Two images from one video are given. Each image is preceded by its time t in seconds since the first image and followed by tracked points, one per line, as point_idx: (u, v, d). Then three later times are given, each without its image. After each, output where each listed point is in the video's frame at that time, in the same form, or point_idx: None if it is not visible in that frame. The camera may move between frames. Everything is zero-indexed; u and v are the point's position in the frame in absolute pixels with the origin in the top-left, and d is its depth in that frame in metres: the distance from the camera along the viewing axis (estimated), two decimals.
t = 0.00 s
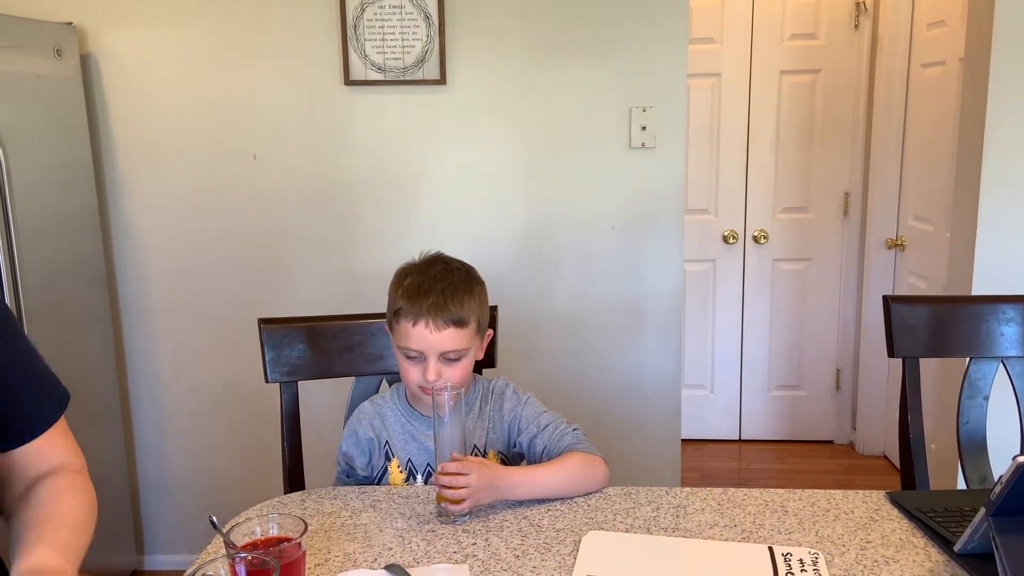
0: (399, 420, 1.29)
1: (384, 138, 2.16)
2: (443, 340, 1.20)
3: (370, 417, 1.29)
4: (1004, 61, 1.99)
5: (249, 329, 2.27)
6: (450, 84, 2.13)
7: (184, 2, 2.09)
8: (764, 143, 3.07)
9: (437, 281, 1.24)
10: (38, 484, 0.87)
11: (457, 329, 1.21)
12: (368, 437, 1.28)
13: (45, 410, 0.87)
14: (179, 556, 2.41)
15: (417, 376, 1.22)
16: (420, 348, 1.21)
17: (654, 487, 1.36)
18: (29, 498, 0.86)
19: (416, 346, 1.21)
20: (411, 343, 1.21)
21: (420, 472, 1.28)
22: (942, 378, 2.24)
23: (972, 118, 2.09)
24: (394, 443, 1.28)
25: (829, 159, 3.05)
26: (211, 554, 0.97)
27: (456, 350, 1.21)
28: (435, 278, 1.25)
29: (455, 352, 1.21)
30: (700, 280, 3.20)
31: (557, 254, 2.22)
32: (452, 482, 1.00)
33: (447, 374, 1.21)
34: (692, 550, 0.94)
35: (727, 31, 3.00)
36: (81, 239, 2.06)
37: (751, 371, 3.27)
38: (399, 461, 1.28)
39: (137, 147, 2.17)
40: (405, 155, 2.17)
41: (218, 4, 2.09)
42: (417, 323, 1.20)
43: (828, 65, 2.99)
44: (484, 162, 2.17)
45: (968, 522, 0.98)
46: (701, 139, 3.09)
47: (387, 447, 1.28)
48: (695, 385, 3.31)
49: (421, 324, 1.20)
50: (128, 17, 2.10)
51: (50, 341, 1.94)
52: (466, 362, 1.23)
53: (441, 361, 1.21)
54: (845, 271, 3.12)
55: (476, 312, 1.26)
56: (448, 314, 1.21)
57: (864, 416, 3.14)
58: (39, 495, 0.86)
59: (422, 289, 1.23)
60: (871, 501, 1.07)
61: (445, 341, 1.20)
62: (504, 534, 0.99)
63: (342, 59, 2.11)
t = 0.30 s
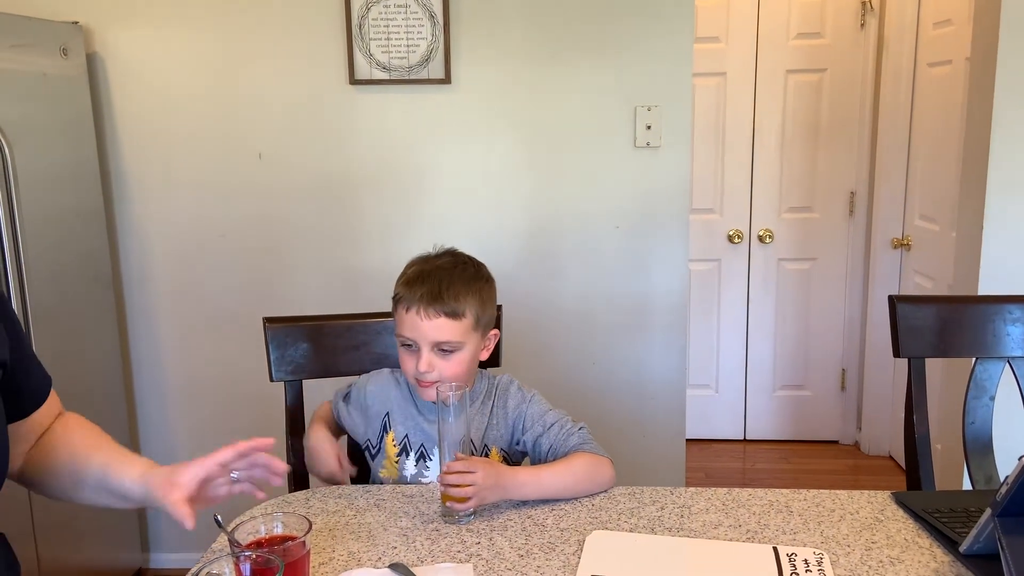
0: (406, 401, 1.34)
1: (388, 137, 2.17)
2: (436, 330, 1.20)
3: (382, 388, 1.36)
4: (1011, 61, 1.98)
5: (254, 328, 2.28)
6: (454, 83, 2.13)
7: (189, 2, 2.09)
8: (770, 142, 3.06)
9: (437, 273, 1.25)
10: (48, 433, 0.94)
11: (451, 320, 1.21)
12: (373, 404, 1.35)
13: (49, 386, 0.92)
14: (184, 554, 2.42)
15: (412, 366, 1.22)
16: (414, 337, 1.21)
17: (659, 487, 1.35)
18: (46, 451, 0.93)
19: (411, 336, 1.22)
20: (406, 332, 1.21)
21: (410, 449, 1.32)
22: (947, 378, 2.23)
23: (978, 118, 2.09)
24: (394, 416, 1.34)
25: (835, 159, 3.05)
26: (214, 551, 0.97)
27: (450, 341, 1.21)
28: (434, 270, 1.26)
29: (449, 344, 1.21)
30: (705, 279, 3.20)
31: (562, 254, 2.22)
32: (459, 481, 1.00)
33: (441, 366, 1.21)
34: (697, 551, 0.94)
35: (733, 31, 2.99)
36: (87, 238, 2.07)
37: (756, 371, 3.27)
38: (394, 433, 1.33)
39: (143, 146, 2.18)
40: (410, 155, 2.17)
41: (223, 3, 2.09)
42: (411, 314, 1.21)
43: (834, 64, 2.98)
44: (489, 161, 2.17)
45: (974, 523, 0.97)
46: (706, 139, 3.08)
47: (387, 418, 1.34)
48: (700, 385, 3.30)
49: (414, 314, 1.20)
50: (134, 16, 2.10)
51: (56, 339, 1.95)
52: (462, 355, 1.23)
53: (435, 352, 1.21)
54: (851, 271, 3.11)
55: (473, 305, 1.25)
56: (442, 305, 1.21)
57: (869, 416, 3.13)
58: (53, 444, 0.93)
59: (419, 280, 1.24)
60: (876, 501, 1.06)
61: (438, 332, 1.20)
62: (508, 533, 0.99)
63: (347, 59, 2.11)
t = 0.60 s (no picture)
0: (407, 406, 1.28)
1: (390, 136, 2.17)
2: (432, 323, 1.20)
3: (379, 394, 1.29)
4: (1014, 61, 1.97)
5: (256, 327, 2.28)
6: (456, 83, 2.13)
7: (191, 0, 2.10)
8: (772, 142, 3.06)
9: (436, 268, 1.25)
10: (76, 439, 1.00)
11: (447, 315, 1.21)
12: (371, 413, 1.28)
13: (62, 391, 1.00)
14: (186, 553, 2.42)
15: (407, 360, 1.21)
16: (410, 331, 1.21)
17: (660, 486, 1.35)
18: (71, 456, 0.98)
19: (407, 329, 1.21)
20: (402, 326, 1.21)
21: (418, 456, 1.27)
22: (949, 378, 2.23)
23: (981, 117, 2.08)
24: (395, 423, 1.28)
25: (837, 158, 3.04)
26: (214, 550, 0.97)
27: (445, 336, 1.21)
28: (434, 265, 1.26)
29: (444, 338, 1.20)
30: (706, 279, 3.20)
31: (563, 253, 2.22)
32: (469, 484, 0.99)
33: (435, 361, 1.20)
34: (701, 551, 0.94)
35: (735, 30, 2.99)
36: (89, 237, 2.07)
37: (758, 371, 3.26)
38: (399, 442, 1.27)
39: (145, 145, 2.18)
40: (412, 154, 2.17)
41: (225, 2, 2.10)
42: (408, 306, 1.21)
43: (836, 63, 2.98)
44: (491, 161, 2.17)
45: (976, 523, 0.97)
46: (708, 139, 3.08)
47: (388, 427, 1.28)
48: (702, 385, 3.30)
49: (411, 306, 1.20)
50: (136, 15, 2.10)
51: (57, 339, 1.95)
52: (457, 351, 1.22)
53: (430, 347, 1.20)
54: (853, 271, 3.11)
55: (471, 301, 1.25)
56: (440, 299, 1.21)
57: (871, 416, 3.13)
58: (77, 447, 0.99)
59: (418, 273, 1.24)
60: (878, 501, 1.06)
61: (434, 326, 1.20)
62: (509, 532, 0.99)
63: (349, 58, 2.11)
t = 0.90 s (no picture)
0: (406, 417, 1.28)
1: (389, 136, 2.17)
2: (430, 327, 1.20)
3: (378, 405, 1.28)
4: (1013, 60, 1.97)
5: (255, 327, 2.28)
6: (455, 82, 2.13)
7: None
8: (771, 142, 3.06)
9: (436, 271, 1.25)
10: (92, 435, 1.00)
11: (446, 318, 1.21)
12: (368, 425, 1.26)
13: (77, 389, 1.00)
14: (186, 553, 2.42)
15: (403, 365, 1.21)
16: (408, 334, 1.21)
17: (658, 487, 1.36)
18: (87, 452, 0.98)
19: (405, 333, 1.21)
20: (400, 329, 1.21)
21: (415, 466, 1.27)
22: (948, 378, 2.23)
23: (980, 117, 2.08)
24: (392, 436, 1.27)
25: (836, 158, 3.04)
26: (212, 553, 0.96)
27: (443, 341, 1.20)
28: (433, 267, 1.26)
29: (442, 343, 1.20)
30: (705, 279, 3.20)
31: (563, 254, 2.22)
32: (468, 485, 0.99)
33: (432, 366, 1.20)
34: (700, 552, 0.94)
35: (734, 31, 2.99)
36: (88, 236, 2.07)
37: (757, 371, 3.27)
38: (395, 454, 1.27)
39: (144, 145, 2.18)
40: (412, 154, 2.17)
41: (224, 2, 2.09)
42: (407, 309, 1.21)
43: (836, 63, 2.98)
44: (490, 160, 2.17)
45: (975, 523, 0.97)
46: (706, 139, 3.08)
47: (384, 439, 1.27)
48: (701, 385, 3.31)
49: (410, 309, 1.20)
50: (135, 15, 2.10)
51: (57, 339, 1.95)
52: (455, 356, 1.22)
53: (427, 351, 1.20)
54: (852, 271, 3.11)
55: (470, 305, 1.25)
56: (439, 302, 1.21)
57: (870, 416, 3.13)
58: (93, 443, 0.99)
59: (417, 276, 1.24)
60: (877, 501, 1.06)
61: (433, 329, 1.20)
62: (509, 533, 0.99)
63: (348, 58, 2.11)
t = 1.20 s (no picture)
0: (401, 417, 1.27)
1: (386, 136, 2.16)
2: (430, 331, 1.19)
3: (374, 405, 1.28)
4: (1010, 60, 1.98)
5: (252, 327, 2.28)
6: (453, 82, 2.13)
7: None
8: (769, 143, 3.06)
9: (436, 274, 1.25)
10: (124, 421, 1.03)
11: (446, 323, 1.21)
12: (363, 425, 1.27)
13: (111, 379, 1.02)
14: (183, 554, 2.41)
15: (403, 368, 1.21)
16: (408, 338, 1.21)
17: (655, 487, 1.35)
18: (119, 437, 1.01)
19: (405, 336, 1.21)
20: (400, 333, 1.21)
21: (413, 466, 1.26)
22: (945, 378, 2.23)
23: (977, 117, 2.09)
24: (388, 436, 1.27)
25: (834, 158, 3.05)
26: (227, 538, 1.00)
27: (443, 345, 1.20)
28: (434, 271, 1.26)
29: (442, 347, 1.20)
30: (703, 279, 3.20)
31: (561, 254, 2.22)
32: (465, 486, 0.99)
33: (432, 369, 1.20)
34: (698, 552, 0.94)
35: (731, 31, 2.99)
36: (85, 237, 2.06)
37: (754, 371, 3.27)
38: (393, 454, 1.27)
39: (141, 145, 2.17)
40: (410, 153, 2.17)
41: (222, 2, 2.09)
42: (407, 313, 1.20)
43: (833, 62, 2.99)
44: (487, 160, 2.17)
45: (973, 523, 0.97)
46: (704, 139, 3.08)
47: (381, 439, 1.27)
48: (699, 385, 3.31)
49: (410, 313, 1.20)
50: (131, 15, 2.10)
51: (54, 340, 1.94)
52: (455, 360, 1.22)
53: (427, 355, 1.20)
54: (850, 271, 3.11)
55: (470, 309, 1.25)
56: (439, 307, 1.21)
57: (868, 416, 3.13)
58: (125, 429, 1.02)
59: (419, 279, 1.24)
60: (875, 501, 1.06)
61: (432, 334, 1.20)
62: (506, 533, 0.99)
63: (346, 58, 2.11)
